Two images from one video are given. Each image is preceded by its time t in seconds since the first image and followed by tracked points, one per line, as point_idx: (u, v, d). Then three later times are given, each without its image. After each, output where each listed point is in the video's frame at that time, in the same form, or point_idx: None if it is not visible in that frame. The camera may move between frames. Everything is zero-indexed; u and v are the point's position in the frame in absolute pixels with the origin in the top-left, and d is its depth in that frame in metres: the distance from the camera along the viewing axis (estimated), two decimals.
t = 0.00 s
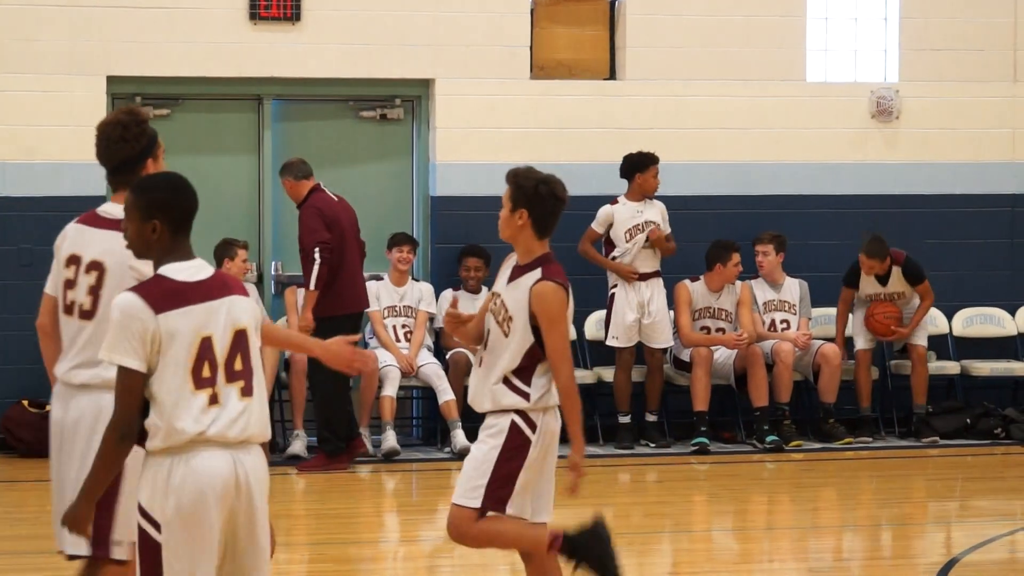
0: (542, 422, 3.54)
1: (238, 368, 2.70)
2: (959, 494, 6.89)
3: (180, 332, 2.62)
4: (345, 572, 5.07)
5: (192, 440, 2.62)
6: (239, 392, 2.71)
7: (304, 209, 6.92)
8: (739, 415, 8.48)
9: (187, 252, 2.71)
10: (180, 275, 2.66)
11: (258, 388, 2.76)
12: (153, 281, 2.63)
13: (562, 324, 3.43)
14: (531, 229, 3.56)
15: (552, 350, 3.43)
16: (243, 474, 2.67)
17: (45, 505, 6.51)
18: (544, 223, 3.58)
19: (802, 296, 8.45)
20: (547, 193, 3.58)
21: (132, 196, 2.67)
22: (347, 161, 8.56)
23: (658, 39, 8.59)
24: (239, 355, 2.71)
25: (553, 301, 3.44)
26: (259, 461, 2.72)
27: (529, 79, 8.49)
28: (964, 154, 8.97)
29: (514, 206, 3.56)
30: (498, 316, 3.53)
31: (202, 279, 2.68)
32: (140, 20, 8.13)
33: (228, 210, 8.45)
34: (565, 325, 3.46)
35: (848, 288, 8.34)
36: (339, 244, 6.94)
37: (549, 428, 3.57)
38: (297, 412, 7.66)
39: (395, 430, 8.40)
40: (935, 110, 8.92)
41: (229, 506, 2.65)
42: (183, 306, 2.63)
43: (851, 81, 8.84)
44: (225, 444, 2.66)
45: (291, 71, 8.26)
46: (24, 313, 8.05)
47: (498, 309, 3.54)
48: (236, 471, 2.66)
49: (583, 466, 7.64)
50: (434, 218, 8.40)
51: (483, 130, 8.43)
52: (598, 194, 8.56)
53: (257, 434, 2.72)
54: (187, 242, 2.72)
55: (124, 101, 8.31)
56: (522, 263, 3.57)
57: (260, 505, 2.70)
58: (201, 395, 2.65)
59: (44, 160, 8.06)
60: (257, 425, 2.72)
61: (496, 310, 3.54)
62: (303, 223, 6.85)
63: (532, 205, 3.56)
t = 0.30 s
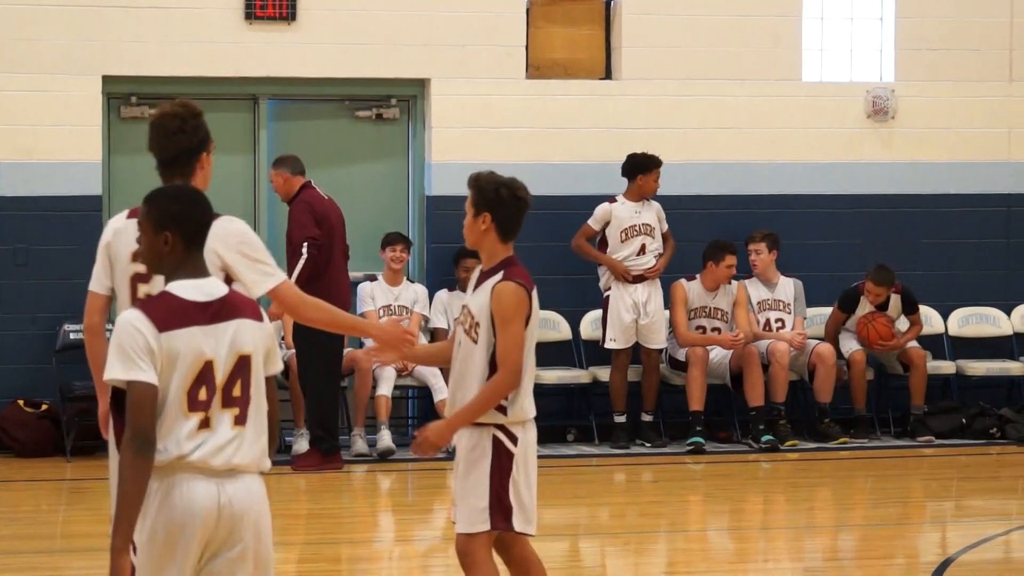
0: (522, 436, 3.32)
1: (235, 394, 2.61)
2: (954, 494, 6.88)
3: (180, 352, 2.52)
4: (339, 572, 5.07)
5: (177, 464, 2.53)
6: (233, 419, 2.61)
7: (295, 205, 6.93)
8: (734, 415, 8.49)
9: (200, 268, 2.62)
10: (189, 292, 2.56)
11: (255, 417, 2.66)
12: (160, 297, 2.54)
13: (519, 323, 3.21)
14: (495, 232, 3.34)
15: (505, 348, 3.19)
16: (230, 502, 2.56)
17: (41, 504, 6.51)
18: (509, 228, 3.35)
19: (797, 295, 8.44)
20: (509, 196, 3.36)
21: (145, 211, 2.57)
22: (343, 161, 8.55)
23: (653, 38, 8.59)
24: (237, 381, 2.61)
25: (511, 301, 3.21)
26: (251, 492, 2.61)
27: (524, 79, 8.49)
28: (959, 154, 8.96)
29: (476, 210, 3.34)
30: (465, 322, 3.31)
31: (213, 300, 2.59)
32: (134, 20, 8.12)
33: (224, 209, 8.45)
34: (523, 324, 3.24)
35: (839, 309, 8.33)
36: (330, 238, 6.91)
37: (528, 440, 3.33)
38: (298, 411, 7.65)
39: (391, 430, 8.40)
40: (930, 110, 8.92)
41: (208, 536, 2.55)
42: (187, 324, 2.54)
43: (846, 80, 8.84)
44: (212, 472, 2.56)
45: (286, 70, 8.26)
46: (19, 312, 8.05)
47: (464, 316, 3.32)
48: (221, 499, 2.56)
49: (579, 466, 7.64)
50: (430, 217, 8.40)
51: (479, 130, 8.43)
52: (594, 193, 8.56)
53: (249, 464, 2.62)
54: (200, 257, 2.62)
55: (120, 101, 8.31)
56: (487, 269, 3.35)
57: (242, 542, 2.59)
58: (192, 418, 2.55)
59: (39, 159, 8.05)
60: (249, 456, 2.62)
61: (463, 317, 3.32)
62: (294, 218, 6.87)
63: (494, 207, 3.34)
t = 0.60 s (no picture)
0: (500, 434, 3.31)
1: (244, 389, 2.53)
2: (950, 493, 6.88)
3: (186, 342, 2.45)
4: (332, 571, 5.06)
5: (182, 459, 2.46)
6: (241, 415, 2.53)
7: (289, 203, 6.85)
8: (729, 414, 8.50)
9: (214, 263, 2.58)
10: (198, 285, 2.52)
11: (264, 415, 2.59)
12: (168, 287, 2.49)
13: (498, 324, 3.20)
14: (463, 228, 3.30)
15: (490, 349, 3.18)
16: (234, 502, 2.49)
17: (35, 504, 6.50)
18: (477, 223, 3.31)
19: (791, 294, 8.45)
20: (475, 191, 3.29)
21: (159, 206, 2.56)
22: (338, 161, 8.55)
23: (648, 38, 8.59)
24: (246, 375, 2.54)
25: (489, 303, 3.20)
26: (257, 495, 2.54)
27: (518, 79, 8.49)
28: (954, 153, 8.96)
29: (442, 207, 3.30)
30: (440, 320, 3.30)
31: (222, 295, 2.53)
32: (130, 20, 8.13)
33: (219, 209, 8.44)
34: (503, 321, 3.23)
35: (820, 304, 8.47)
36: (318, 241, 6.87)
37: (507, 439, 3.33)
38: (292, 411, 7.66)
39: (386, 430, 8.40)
40: (925, 109, 8.92)
41: (216, 538, 2.47)
42: (192, 314, 2.48)
43: (841, 80, 8.84)
44: (218, 471, 2.49)
45: (281, 70, 8.26)
46: (14, 312, 8.05)
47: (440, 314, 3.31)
48: (226, 501, 2.48)
49: (574, 466, 7.63)
50: (425, 217, 8.40)
51: (474, 130, 8.43)
52: (588, 193, 8.56)
53: (256, 463, 2.54)
54: (213, 252, 2.58)
55: (114, 101, 8.30)
56: (458, 265, 3.32)
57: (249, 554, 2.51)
58: (199, 410, 2.48)
59: (32, 159, 8.04)
60: (257, 455, 2.54)
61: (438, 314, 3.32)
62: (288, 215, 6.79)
63: (460, 204, 3.29)
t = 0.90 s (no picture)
0: (473, 436, 3.30)
1: (244, 395, 2.42)
2: (947, 494, 6.88)
3: (178, 350, 2.35)
4: (326, 572, 5.06)
5: (179, 471, 2.36)
6: (242, 422, 2.43)
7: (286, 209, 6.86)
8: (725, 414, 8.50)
9: (209, 263, 2.46)
10: (190, 288, 2.41)
11: (268, 419, 2.48)
12: (160, 293, 2.39)
13: (467, 317, 3.16)
14: (421, 229, 3.28)
15: (455, 343, 3.14)
16: (236, 512, 2.40)
17: (31, 504, 6.50)
18: (435, 221, 3.29)
19: (786, 295, 8.47)
20: (428, 190, 3.28)
21: (150, 206, 2.45)
22: (334, 162, 8.54)
23: (643, 39, 8.59)
24: (245, 381, 2.42)
25: (455, 298, 3.16)
26: (262, 505, 2.45)
27: (514, 79, 8.49)
28: (950, 154, 8.96)
29: (399, 211, 3.29)
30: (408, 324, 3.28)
31: (216, 298, 2.42)
32: (126, 20, 8.13)
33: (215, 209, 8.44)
34: (470, 315, 3.18)
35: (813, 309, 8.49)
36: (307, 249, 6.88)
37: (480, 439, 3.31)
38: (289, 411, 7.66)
39: (382, 430, 8.40)
40: (921, 110, 8.92)
41: (219, 549, 2.38)
42: (184, 321, 2.37)
43: (837, 80, 8.84)
44: (220, 480, 2.39)
45: (277, 71, 8.25)
46: (10, 313, 8.05)
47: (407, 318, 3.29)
48: (229, 513, 2.39)
49: (570, 467, 7.63)
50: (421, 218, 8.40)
51: (471, 130, 8.43)
52: (584, 193, 8.56)
53: (259, 470, 2.44)
54: (209, 252, 2.46)
55: (110, 101, 8.30)
56: (423, 267, 3.30)
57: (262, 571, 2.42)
58: (196, 420, 2.38)
59: (29, 160, 8.05)
60: (260, 462, 2.44)
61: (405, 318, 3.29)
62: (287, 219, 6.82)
63: (416, 206, 3.27)
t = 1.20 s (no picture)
0: (427, 439, 3.31)
1: (235, 412, 2.42)
2: (943, 495, 6.88)
3: (163, 371, 2.34)
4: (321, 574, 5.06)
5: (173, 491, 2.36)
6: (234, 439, 2.42)
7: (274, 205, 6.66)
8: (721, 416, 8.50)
9: (186, 276, 2.44)
10: (172, 305, 2.40)
11: (262, 434, 2.47)
12: (140, 313, 2.37)
13: (417, 323, 3.21)
14: (372, 236, 3.32)
15: (406, 349, 3.18)
16: (234, 529, 2.40)
17: (27, 506, 6.49)
18: (385, 228, 3.34)
19: (781, 296, 8.49)
20: (377, 197, 3.32)
21: (124, 219, 2.42)
22: (330, 163, 8.55)
23: (639, 40, 8.59)
24: (235, 397, 2.42)
25: (406, 305, 3.21)
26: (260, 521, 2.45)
27: (510, 80, 8.49)
28: (947, 155, 8.97)
29: (349, 218, 3.33)
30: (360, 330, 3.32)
31: (196, 313, 2.40)
32: (123, 21, 8.14)
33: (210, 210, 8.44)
34: (419, 322, 3.23)
35: (808, 317, 8.45)
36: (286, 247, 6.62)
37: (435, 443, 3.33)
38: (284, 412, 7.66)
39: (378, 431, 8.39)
40: (918, 111, 8.92)
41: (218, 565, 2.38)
42: (168, 340, 2.36)
43: (833, 82, 8.84)
44: (218, 498, 2.39)
45: (273, 72, 8.25)
46: (6, 314, 8.05)
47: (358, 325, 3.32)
48: (228, 532, 2.39)
49: (566, 468, 7.63)
50: (417, 219, 8.40)
51: (467, 132, 8.44)
52: (580, 195, 8.56)
53: (256, 487, 2.44)
54: (186, 265, 2.44)
55: (106, 103, 8.30)
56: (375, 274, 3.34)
57: None
58: (187, 440, 2.38)
59: (25, 161, 8.05)
60: (255, 477, 2.44)
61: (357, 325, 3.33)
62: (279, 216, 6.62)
63: (365, 213, 3.32)
